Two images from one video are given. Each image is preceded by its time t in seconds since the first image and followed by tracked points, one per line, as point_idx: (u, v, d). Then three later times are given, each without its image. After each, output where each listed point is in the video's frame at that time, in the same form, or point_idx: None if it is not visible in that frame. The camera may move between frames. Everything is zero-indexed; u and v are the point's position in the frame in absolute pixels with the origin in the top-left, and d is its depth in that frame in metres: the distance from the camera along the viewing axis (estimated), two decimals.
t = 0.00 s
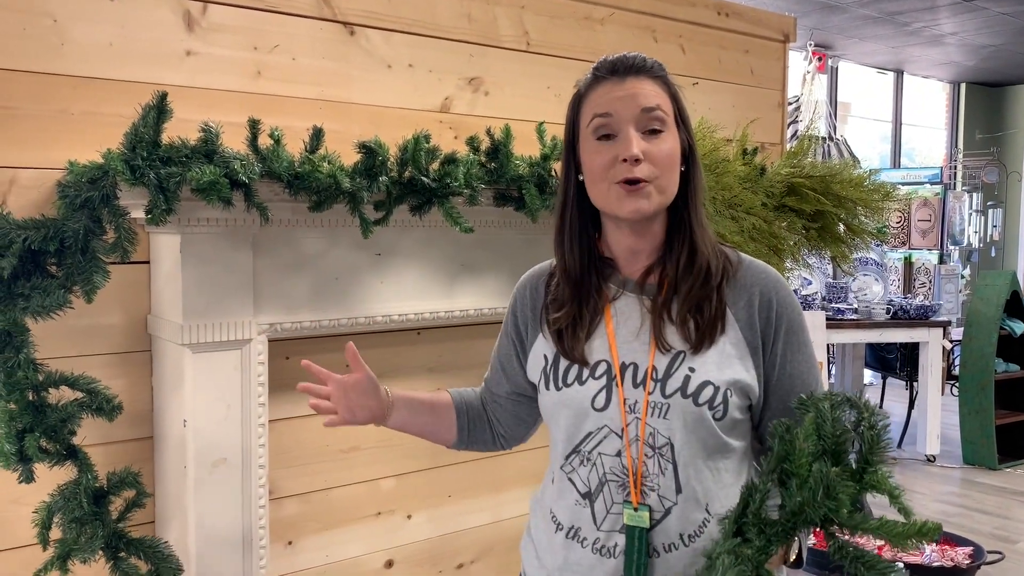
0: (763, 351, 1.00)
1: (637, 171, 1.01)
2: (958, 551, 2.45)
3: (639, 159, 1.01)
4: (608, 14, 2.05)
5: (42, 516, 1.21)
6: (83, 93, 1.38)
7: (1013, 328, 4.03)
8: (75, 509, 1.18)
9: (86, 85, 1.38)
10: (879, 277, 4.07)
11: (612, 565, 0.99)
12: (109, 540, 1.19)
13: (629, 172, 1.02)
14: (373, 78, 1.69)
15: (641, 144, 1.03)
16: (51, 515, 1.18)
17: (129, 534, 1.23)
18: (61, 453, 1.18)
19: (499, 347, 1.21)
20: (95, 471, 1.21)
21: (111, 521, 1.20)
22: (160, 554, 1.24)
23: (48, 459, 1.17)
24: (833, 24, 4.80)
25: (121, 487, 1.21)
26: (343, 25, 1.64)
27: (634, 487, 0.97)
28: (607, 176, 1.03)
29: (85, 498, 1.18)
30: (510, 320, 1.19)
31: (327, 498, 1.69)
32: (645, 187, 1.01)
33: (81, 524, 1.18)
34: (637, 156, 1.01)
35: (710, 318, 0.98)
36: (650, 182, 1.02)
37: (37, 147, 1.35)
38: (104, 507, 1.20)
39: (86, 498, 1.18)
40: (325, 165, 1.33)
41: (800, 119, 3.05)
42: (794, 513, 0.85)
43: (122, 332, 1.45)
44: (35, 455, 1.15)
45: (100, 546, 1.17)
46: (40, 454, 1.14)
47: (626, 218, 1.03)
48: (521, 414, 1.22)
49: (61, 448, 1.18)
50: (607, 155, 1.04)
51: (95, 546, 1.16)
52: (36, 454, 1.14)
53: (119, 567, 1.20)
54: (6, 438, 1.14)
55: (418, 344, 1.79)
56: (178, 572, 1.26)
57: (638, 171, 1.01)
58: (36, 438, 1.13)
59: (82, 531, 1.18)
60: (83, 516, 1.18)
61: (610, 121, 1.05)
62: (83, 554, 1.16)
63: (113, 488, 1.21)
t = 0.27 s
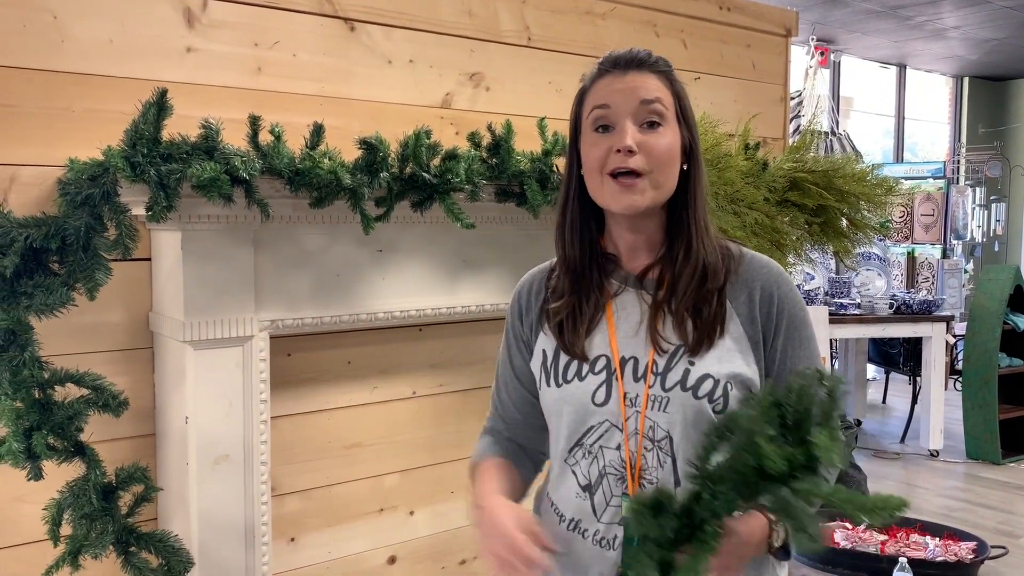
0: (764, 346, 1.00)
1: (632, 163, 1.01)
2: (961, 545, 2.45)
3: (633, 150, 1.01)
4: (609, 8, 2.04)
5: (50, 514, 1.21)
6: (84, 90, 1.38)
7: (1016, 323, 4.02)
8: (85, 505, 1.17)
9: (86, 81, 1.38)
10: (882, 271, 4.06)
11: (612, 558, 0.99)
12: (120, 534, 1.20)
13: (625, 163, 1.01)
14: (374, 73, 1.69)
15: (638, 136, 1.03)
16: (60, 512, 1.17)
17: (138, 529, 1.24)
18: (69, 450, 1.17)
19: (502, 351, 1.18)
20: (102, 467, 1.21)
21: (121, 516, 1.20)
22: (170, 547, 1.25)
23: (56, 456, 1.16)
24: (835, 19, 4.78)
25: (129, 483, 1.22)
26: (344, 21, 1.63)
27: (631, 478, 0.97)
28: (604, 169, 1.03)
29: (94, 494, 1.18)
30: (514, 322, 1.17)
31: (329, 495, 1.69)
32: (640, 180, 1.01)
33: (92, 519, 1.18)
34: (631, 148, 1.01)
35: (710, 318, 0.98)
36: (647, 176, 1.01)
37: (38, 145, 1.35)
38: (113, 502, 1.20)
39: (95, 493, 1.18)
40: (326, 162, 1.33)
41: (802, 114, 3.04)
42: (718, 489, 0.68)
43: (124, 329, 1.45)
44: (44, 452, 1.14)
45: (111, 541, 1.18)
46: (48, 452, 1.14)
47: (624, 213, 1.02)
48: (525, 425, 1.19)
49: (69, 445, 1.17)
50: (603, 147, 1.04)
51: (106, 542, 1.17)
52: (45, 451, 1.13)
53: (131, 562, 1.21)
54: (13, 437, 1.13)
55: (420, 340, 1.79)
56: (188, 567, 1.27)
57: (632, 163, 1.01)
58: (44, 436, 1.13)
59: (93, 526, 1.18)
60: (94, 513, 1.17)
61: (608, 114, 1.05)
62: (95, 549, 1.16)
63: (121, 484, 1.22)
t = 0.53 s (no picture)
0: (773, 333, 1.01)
1: (632, 154, 1.01)
2: (962, 539, 2.46)
3: (633, 142, 1.01)
4: (610, 2, 2.04)
5: (45, 512, 1.21)
6: (83, 85, 1.38)
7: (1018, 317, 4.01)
8: (79, 503, 1.17)
9: (84, 76, 1.38)
10: (883, 266, 4.06)
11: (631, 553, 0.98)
12: (114, 534, 1.19)
13: (625, 155, 1.01)
14: (373, 68, 1.68)
15: (637, 129, 1.02)
16: (54, 511, 1.18)
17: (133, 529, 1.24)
18: (64, 448, 1.18)
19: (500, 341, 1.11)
20: (98, 466, 1.21)
21: (115, 515, 1.20)
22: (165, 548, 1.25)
23: (52, 454, 1.17)
24: (836, 12, 4.77)
25: (125, 481, 1.21)
26: (343, 15, 1.63)
27: (641, 468, 0.97)
28: (605, 162, 1.03)
29: (89, 492, 1.18)
30: (514, 308, 1.10)
31: (330, 490, 1.69)
32: (642, 169, 1.01)
33: (86, 518, 1.18)
34: (631, 140, 1.01)
35: (720, 305, 0.99)
36: (647, 166, 1.01)
37: (36, 140, 1.34)
38: (108, 502, 1.20)
39: (89, 492, 1.18)
40: (325, 156, 1.33)
41: (803, 108, 3.03)
42: (719, 458, 0.70)
43: (124, 325, 1.45)
44: (38, 449, 1.15)
45: (105, 540, 1.17)
46: (42, 448, 1.14)
47: (624, 202, 1.02)
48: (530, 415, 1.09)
49: (64, 443, 1.18)
50: (602, 141, 1.03)
51: (100, 541, 1.17)
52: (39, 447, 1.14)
53: (125, 562, 1.21)
54: (9, 433, 1.14)
55: (421, 335, 1.79)
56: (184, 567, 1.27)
57: (632, 155, 1.01)
58: (38, 432, 1.13)
59: (87, 526, 1.18)
60: (88, 512, 1.17)
61: (606, 108, 1.05)
62: (87, 549, 1.16)
63: (116, 482, 1.21)
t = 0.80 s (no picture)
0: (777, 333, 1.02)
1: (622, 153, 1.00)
2: (962, 534, 2.46)
3: (623, 142, 1.00)
4: None
5: (41, 508, 1.21)
6: (82, 80, 1.37)
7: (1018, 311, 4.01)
8: (74, 500, 1.18)
9: (83, 71, 1.37)
10: (883, 260, 4.06)
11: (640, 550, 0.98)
12: (109, 532, 1.19)
13: (617, 154, 1.00)
14: (373, 62, 1.68)
15: (632, 126, 1.02)
16: (49, 507, 1.17)
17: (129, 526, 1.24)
18: (61, 444, 1.18)
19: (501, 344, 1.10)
20: (94, 462, 1.21)
21: (111, 513, 1.20)
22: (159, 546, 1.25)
23: (48, 450, 1.17)
24: (836, 6, 4.76)
25: (120, 478, 1.21)
26: (342, 10, 1.63)
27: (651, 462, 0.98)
28: (596, 159, 1.03)
29: (85, 489, 1.18)
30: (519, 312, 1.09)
31: (331, 485, 1.69)
32: (627, 170, 1.00)
33: (81, 514, 1.18)
34: (620, 139, 1.00)
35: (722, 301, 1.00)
36: (637, 166, 1.00)
37: (35, 136, 1.34)
38: (104, 498, 1.20)
39: (85, 489, 1.18)
40: (325, 152, 1.33)
41: (803, 102, 3.03)
42: (689, 445, 0.59)
43: (124, 320, 1.45)
44: (34, 445, 1.14)
45: (99, 537, 1.18)
46: (38, 444, 1.14)
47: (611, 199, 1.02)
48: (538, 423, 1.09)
49: (61, 440, 1.18)
50: (596, 139, 1.03)
51: (94, 538, 1.17)
52: (36, 442, 1.14)
53: (119, 560, 1.20)
54: (5, 428, 1.14)
55: (421, 330, 1.79)
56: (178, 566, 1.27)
57: (620, 155, 1.00)
58: (34, 428, 1.14)
59: (82, 522, 1.18)
60: (83, 508, 1.18)
61: (603, 105, 1.05)
62: (81, 546, 1.17)
63: (112, 479, 1.21)
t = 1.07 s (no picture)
0: (790, 341, 1.06)
1: (626, 162, 1.01)
2: (963, 528, 2.47)
3: (628, 149, 1.01)
4: None
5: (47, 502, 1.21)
6: (81, 76, 1.37)
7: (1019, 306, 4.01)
8: (81, 494, 1.17)
9: (82, 68, 1.37)
10: (883, 256, 4.06)
11: (645, 555, 1.05)
12: (116, 524, 1.19)
13: (621, 163, 1.01)
14: (372, 58, 1.68)
15: (632, 133, 1.02)
16: (57, 501, 1.17)
17: (135, 518, 1.23)
18: (66, 438, 1.18)
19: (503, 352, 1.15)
20: (100, 456, 1.21)
21: (117, 505, 1.21)
22: (168, 537, 1.23)
23: (53, 445, 1.17)
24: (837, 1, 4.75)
25: (126, 472, 1.22)
26: (342, 6, 1.62)
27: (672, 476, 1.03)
28: (600, 169, 1.04)
29: (91, 483, 1.18)
30: (524, 321, 1.14)
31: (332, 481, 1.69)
32: (636, 177, 1.02)
33: (89, 508, 1.18)
34: (625, 147, 1.01)
35: (732, 317, 1.03)
36: (644, 173, 1.01)
37: (35, 133, 1.34)
38: (110, 492, 1.21)
39: (92, 483, 1.18)
40: (325, 148, 1.33)
41: (803, 97, 3.03)
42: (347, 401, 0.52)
43: (124, 317, 1.45)
44: (41, 440, 1.15)
45: (107, 529, 1.18)
46: (45, 439, 1.15)
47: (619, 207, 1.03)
48: (535, 431, 1.15)
49: (66, 434, 1.18)
50: (598, 148, 1.04)
51: (102, 531, 1.17)
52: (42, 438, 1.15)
53: (127, 551, 1.20)
54: (10, 425, 1.13)
55: (421, 326, 1.79)
56: (184, 557, 1.24)
57: (626, 163, 1.01)
58: (41, 424, 1.14)
59: (90, 516, 1.18)
60: (90, 501, 1.18)
61: (601, 113, 1.05)
62: (90, 538, 1.17)
63: (118, 472, 1.22)
